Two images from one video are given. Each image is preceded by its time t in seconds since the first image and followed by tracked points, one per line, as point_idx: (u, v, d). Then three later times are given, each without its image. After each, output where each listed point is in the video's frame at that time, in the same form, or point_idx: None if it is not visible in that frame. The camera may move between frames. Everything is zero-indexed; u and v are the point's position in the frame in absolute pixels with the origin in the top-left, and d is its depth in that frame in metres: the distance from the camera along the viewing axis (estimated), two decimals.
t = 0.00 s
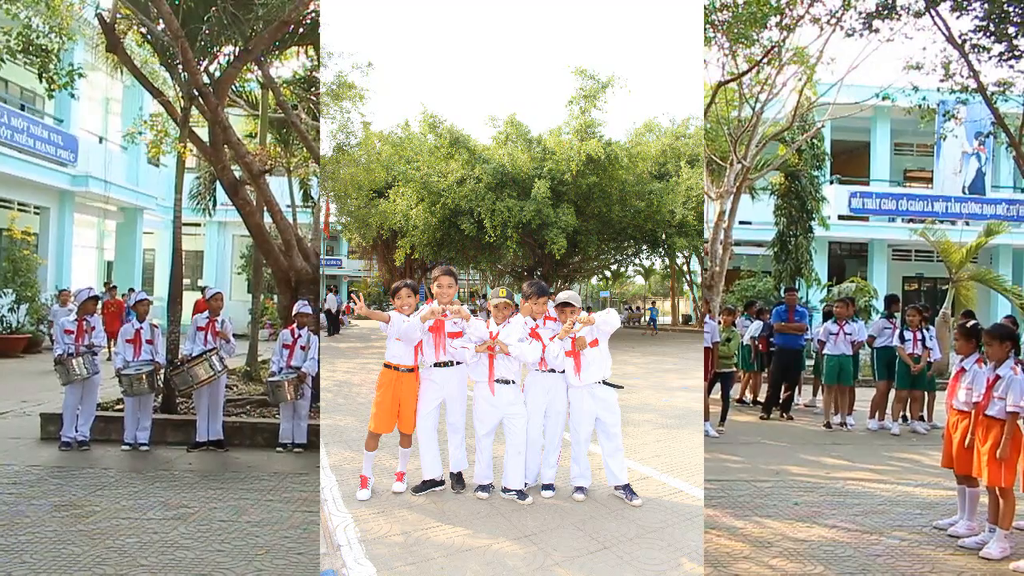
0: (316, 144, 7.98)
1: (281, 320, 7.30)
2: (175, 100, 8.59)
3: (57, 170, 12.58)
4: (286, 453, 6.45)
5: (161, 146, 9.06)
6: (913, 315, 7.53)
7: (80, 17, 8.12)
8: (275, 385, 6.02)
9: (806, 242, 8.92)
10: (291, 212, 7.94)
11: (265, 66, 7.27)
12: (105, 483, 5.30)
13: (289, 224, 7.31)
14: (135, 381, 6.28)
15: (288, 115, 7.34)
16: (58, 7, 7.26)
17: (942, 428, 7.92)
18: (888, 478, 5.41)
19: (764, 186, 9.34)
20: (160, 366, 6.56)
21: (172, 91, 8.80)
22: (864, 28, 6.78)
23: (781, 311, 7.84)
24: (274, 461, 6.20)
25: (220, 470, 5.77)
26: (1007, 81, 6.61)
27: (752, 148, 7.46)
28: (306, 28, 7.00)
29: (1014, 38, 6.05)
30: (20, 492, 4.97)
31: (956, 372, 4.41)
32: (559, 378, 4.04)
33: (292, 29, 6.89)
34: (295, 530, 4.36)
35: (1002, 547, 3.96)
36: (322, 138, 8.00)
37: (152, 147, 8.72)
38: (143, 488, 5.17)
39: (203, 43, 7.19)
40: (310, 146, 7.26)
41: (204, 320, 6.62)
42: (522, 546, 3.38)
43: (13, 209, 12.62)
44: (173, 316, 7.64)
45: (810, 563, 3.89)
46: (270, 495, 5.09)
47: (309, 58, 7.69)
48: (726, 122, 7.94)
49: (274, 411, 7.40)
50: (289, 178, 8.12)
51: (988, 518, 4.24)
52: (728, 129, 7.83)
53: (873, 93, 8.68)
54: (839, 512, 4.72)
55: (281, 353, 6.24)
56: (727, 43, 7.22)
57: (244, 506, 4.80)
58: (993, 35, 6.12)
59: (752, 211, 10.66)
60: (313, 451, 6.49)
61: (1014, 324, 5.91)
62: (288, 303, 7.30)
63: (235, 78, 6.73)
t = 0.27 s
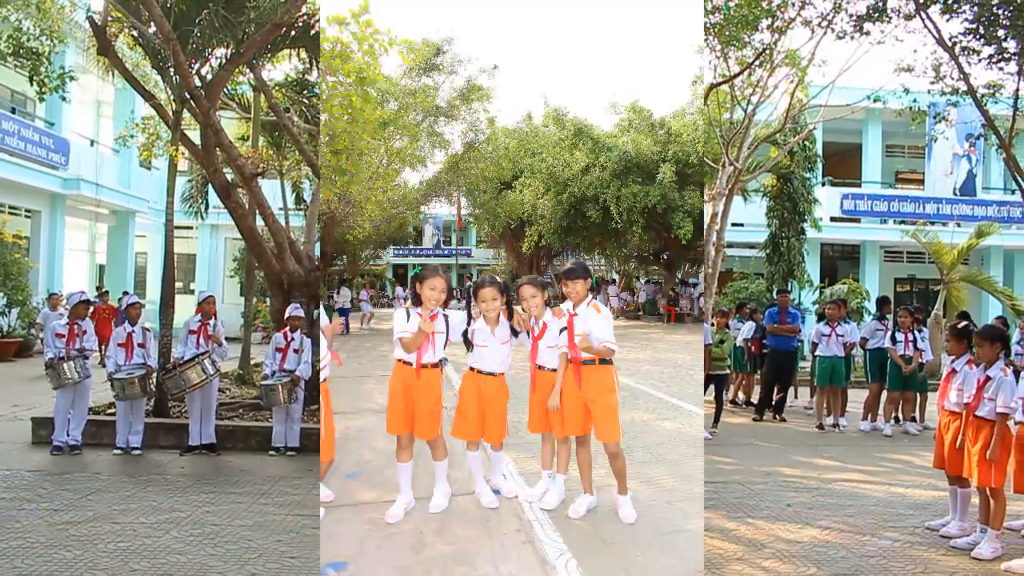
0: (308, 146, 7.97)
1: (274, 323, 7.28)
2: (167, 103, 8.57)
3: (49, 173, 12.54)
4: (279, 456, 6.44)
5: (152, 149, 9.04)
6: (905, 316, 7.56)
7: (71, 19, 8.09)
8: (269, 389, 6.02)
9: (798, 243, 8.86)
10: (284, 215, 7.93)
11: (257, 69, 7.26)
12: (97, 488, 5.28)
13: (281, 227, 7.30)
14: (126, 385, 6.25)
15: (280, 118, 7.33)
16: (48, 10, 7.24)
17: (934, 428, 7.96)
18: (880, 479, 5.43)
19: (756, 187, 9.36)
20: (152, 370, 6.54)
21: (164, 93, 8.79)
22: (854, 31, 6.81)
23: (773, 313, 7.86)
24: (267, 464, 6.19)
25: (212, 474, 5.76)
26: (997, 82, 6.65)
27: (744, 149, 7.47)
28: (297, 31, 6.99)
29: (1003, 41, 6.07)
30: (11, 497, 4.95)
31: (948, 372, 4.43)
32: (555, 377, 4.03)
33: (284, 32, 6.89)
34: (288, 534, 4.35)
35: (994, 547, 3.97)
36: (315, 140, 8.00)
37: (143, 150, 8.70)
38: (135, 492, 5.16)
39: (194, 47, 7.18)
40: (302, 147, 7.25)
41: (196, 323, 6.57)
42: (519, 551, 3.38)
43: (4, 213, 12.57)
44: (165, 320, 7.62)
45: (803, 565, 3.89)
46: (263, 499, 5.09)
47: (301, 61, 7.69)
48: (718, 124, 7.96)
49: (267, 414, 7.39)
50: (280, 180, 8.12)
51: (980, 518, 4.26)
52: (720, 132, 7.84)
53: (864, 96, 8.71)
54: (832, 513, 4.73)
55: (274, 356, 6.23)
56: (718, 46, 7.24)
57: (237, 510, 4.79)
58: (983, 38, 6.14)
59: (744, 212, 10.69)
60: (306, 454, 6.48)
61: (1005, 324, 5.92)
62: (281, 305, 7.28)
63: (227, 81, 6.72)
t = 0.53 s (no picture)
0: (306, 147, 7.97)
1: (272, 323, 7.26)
2: (165, 104, 8.56)
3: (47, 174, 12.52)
4: (277, 457, 6.44)
5: (151, 149, 9.03)
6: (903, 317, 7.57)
7: (69, 20, 8.09)
8: (267, 389, 6.02)
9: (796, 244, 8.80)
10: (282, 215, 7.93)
11: (255, 70, 7.26)
12: (95, 488, 5.28)
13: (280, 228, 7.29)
14: (125, 386, 6.25)
15: (278, 119, 7.33)
16: (46, 11, 7.23)
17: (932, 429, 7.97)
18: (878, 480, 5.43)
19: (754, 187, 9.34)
20: (150, 371, 6.54)
21: (163, 94, 8.78)
22: (852, 33, 6.83)
23: (772, 314, 7.87)
24: (266, 465, 6.19)
25: (210, 475, 5.75)
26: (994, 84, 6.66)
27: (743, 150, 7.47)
28: (295, 32, 6.99)
29: (1001, 42, 6.08)
30: (9, 498, 4.95)
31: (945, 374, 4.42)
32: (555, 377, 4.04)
33: (282, 33, 6.89)
34: (287, 535, 4.36)
35: (992, 548, 3.98)
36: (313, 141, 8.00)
37: (141, 150, 8.69)
38: (133, 493, 5.16)
39: (192, 48, 7.17)
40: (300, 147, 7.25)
41: (195, 324, 6.59)
42: (519, 551, 3.38)
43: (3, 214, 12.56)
44: (164, 321, 7.62)
45: (800, 565, 3.90)
46: (261, 500, 5.08)
47: (300, 62, 7.69)
48: (717, 125, 7.96)
49: (265, 415, 7.39)
50: (279, 181, 8.11)
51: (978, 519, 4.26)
52: (718, 133, 7.85)
53: (863, 97, 8.72)
54: (830, 514, 4.73)
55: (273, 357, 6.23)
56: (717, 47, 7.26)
57: (235, 511, 4.79)
58: (981, 39, 6.15)
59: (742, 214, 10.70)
60: (305, 455, 6.48)
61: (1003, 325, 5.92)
62: (280, 306, 7.27)
63: (225, 82, 6.71)
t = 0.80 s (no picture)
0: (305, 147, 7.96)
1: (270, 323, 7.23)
2: (164, 104, 8.55)
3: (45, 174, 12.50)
4: (276, 457, 6.43)
5: (150, 149, 9.02)
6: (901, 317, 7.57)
7: (68, 20, 8.09)
8: (265, 389, 6.03)
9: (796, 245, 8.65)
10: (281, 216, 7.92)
11: (254, 70, 7.26)
12: (93, 489, 5.27)
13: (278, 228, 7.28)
14: (124, 386, 6.25)
15: (276, 119, 7.32)
16: (44, 11, 7.22)
17: (930, 429, 7.98)
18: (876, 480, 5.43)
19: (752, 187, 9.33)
20: (149, 371, 6.54)
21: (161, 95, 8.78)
22: (850, 33, 6.84)
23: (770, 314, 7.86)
24: (264, 465, 6.19)
25: (209, 475, 5.75)
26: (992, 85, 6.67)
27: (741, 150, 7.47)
28: (294, 32, 6.98)
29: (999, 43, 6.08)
30: (7, 498, 4.95)
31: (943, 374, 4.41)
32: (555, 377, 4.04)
33: (281, 33, 6.89)
34: (285, 535, 4.35)
35: (990, 548, 3.98)
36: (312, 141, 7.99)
37: (140, 151, 8.68)
38: (132, 493, 5.15)
39: (190, 48, 7.16)
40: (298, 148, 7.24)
41: (192, 324, 6.59)
42: (519, 551, 3.38)
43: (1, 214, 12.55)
44: (162, 321, 7.62)
45: (799, 565, 3.90)
46: (260, 500, 5.08)
47: (298, 62, 7.68)
48: (715, 125, 7.96)
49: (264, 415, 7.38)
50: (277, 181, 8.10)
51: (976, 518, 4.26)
52: (717, 133, 7.85)
53: (861, 97, 8.71)
54: (828, 514, 4.73)
55: (272, 357, 6.22)
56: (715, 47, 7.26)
57: (234, 511, 4.79)
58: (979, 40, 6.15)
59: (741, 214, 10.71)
60: (303, 455, 6.47)
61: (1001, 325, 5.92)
62: (278, 306, 7.25)
63: (224, 82, 6.71)
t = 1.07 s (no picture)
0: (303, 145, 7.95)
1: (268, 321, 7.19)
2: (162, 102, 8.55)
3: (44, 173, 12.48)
4: (275, 456, 6.43)
5: (148, 148, 9.02)
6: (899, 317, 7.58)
7: (67, 18, 8.09)
8: (264, 388, 6.03)
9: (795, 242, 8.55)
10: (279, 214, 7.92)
11: (253, 68, 7.26)
12: (92, 487, 5.28)
13: (276, 225, 7.27)
14: (124, 384, 6.26)
15: (275, 117, 7.31)
16: (43, 8, 7.22)
17: (928, 428, 7.99)
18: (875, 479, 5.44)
19: (750, 185, 9.32)
20: (148, 369, 6.54)
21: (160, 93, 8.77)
22: (848, 32, 6.83)
23: (769, 313, 7.85)
24: (263, 463, 6.19)
25: (207, 473, 5.75)
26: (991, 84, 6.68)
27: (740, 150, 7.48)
28: (293, 30, 6.98)
29: (998, 42, 6.08)
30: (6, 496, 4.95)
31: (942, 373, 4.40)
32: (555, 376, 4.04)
33: (280, 32, 6.89)
34: (284, 533, 4.36)
35: (988, 546, 3.99)
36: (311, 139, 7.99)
37: (139, 149, 8.67)
38: (130, 491, 5.15)
39: (189, 46, 7.16)
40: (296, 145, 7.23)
41: (191, 322, 6.59)
42: (519, 551, 3.38)
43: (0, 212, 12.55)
44: (160, 319, 7.62)
45: (797, 564, 3.91)
46: (258, 498, 5.08)
47: (297, 60, 7.68)
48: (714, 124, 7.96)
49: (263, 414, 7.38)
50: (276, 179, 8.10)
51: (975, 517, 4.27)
52: (716, 132, 7.85)
53: (860, 96, 8.71)
54: (827, 513, 4.74)
55: (270, 356, 6.21)
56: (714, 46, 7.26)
57: (233, 509, 4.79)
58: (978, 39, 6.15)
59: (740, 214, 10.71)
60: (302, 454, 6.47)
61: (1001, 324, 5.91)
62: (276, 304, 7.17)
63: (223, 80, 6.71)
